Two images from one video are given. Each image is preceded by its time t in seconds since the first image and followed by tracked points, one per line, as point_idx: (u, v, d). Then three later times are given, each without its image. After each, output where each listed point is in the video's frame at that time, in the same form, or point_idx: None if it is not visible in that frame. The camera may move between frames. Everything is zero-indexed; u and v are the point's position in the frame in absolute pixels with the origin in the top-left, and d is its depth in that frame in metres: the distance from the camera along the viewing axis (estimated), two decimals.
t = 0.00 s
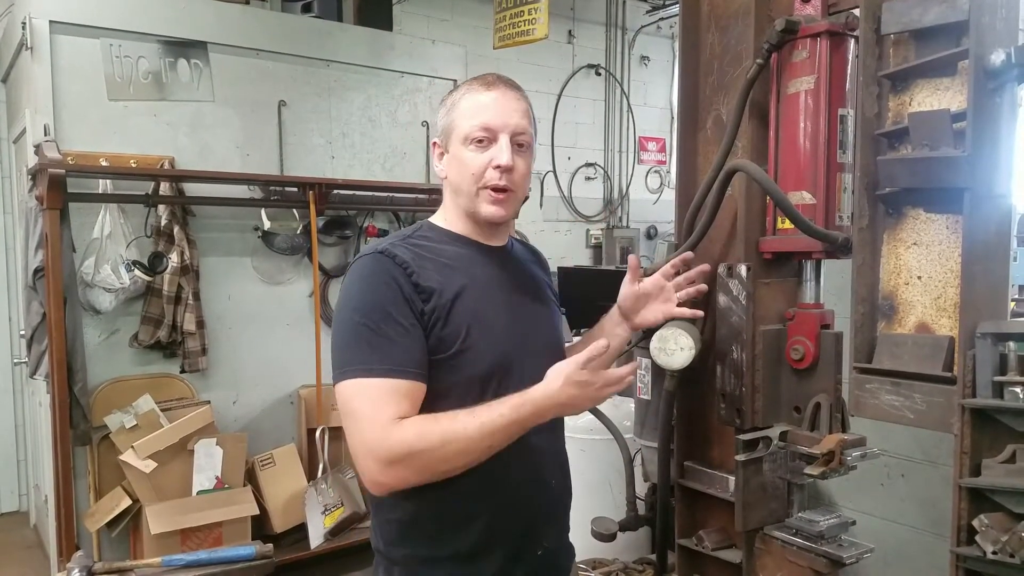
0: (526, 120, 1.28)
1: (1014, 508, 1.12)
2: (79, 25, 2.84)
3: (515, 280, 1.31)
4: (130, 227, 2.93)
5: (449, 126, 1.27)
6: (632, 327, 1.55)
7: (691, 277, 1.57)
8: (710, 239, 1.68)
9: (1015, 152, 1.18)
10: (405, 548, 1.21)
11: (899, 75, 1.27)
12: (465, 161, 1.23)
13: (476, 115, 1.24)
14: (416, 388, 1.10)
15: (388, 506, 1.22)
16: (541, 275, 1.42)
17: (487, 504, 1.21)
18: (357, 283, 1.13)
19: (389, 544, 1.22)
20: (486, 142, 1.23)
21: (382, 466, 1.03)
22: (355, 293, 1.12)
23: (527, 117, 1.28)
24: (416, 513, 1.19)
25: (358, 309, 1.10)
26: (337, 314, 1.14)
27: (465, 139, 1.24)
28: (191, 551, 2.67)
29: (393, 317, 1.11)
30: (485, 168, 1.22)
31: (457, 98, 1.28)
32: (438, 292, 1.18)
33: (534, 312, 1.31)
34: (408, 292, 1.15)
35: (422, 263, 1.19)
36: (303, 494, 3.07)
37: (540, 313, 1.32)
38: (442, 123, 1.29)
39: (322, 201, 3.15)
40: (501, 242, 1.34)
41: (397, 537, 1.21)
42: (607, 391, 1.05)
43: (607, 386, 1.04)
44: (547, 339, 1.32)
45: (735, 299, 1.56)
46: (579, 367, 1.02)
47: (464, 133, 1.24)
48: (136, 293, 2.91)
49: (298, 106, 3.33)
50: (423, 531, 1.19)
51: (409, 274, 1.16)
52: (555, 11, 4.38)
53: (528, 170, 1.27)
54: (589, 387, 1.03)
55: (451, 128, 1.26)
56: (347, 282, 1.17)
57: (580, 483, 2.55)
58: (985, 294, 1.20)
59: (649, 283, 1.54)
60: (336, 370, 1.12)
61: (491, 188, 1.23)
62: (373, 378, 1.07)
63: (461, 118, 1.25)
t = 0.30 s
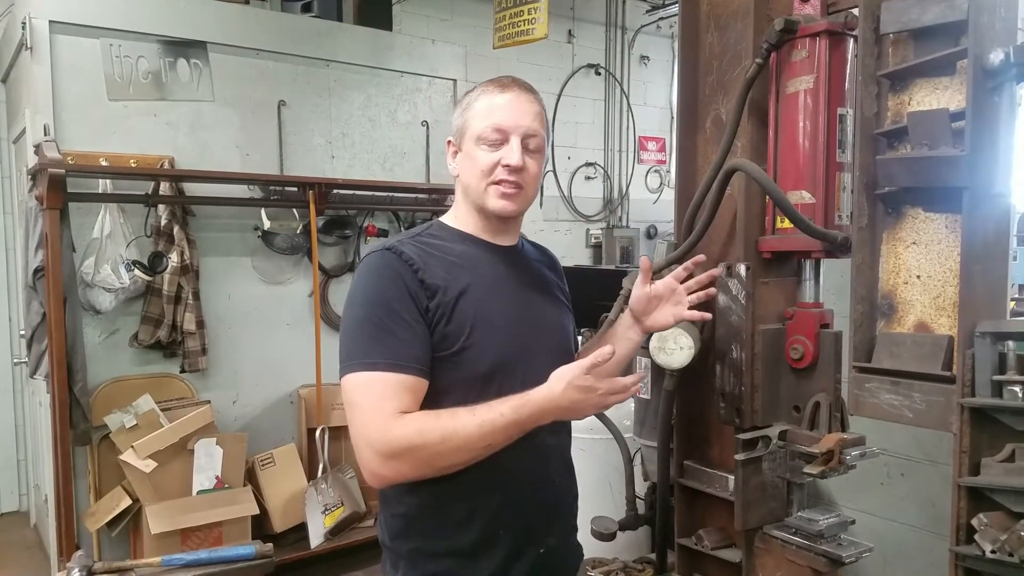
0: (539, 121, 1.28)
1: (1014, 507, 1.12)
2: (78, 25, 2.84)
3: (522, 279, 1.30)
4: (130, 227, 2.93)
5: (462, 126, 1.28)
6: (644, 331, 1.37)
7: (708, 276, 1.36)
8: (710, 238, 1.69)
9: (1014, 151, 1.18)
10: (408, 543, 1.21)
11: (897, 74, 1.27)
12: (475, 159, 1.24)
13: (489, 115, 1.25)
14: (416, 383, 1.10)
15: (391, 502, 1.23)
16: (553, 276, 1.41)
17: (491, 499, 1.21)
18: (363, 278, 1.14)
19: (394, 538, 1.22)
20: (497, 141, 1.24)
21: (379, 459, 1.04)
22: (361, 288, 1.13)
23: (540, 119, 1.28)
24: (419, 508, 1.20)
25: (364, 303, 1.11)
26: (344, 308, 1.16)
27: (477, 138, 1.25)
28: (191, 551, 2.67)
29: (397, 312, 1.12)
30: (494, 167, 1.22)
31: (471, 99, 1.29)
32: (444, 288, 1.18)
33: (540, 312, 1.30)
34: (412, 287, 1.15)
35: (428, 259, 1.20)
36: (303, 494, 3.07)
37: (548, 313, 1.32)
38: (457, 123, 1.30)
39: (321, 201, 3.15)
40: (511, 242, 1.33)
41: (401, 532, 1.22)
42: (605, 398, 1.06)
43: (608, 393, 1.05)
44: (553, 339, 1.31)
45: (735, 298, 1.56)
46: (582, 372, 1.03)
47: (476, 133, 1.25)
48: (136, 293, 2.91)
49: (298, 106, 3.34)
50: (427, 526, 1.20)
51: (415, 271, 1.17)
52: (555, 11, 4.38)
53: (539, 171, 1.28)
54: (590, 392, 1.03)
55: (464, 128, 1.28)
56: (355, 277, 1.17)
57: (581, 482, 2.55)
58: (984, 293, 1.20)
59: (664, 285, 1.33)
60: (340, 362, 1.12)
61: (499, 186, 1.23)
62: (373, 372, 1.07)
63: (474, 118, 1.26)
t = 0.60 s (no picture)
0: (534, 122, 1.28)
1: (1013, 506, 1.12)
2: (77, 25, 2.84)
3: (522, 278, 1.30)
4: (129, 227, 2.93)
5: (458, 128, 1.29)
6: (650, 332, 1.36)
7: (715, 274, 1.33)
8: (710, 237, 1.69)
9: (1013, 150, 1.18)
10: (410, 541, 1.22)
11: (896, 73, 1.27)
12: (470, 161, 1.25)
13: (483, 117, 1.25)
14: (414, 383, 1.10)
15: (394, 499, 1.23)
16: (554, 275, 1.41)
17: (494, 496, 1.21)
18: (362, 281, 1.15)
19: (398, 535, 1.23)
20: (492, 142, 1.24)
21: (378, 456, 1.04)
22: (361, 290, 1.14)
23: (536, 119, 1.28)
24: (421, 506, 1.20)
25: (363, 305, 1.12)
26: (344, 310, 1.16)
27: (472, 140, 1.25)
28: (191, 551, 2.68)
29: (395, 313, 1.12)
30: (489, 167, 1.22)
31: (467, 101, 1.30)
32: (442, 288, 1.18)
33: (541, 310, 1.30)
34: (409, 288, 1.15)
35: (426, 261, 1.20)
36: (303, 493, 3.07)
37: (549, 312, 1.31)
38: (454, 126, 1.31)
39: (321, 201, 3.15)
40: (511, 243, 1.33)
41: (404, 529, 1.22)
42: (603, 398, 1.05)
43: (605, 392, 1.05)
44: (554, 337, 1.31)
45: (733, 297, 1.56)
46: (579, 371, 1.03)
47: (471, 134, 1.25)
48: (135, 293, 2.91)
49: (297, 106, 3.34)
50: (430, 523, 1.20)
51: (413, 272, 1.17)
52: (554, 10, 4.38)
53: (535, 171, 1.27)
54: (587, 390, 1.03)
55: (460, 130, 1.28)
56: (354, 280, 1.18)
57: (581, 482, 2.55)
58: (983, 292, 1.20)
59: (670, 283, 1.31)
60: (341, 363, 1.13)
61: (494, 187, 1.24)
62: (373, 371, 1.07)
63: (469, 119, 1.27)
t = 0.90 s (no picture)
0: (533, 124, 1.28)
1: (1012, 506, 1.12)
2: (78, 25, 2.84)
3: (522, 278, 1.30)
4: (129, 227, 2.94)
5: (459, 128, 1.29)
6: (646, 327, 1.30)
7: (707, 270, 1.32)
8: (709, 238, 1.69)
9: (1012, 150, 1.18)
10: (411, 539, 1.22)
11: (896, 73, 1.27)
12: (469, 161, 1.25)
13: (483, 118, 1.26)
14: (416, 381, 1.10)
15: (396, 497, 1.24)
16: (554, 274, 1.41)
17: (495, 495, 1.21)
18: (363, 281, 1.15)
19: (399, 533, 1.23)
20: (492, 143, 1.24)
21: (381, 454, 1.04)
22: (361, 291, 1.14)
23: (536, 121, 1.29)
24: (422, 505, 1.20)
25: (364, 305, 1.12)
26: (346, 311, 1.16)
27: (471, 141, 1.25)
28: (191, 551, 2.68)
29: (396, 313, 1.12)
30: (488, 168, 1.23)
31: (468, 102, 1.30)
32: (442, 288, 1.18)
33: (540, 310, 1.30)
34: (410, 288, 1.15)
35: (426, 261, 1.20)
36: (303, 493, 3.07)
37: (548, 311, 1.31)
38: (454, 127, 1.31)
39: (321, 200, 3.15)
40: (511, 243, 1.33)
41: (405, 527, 1.22)
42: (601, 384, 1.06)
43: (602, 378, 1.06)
44: (554, 337, 1.31)
45: (733, 297, 1.56)
46: (574, 356, 1.04)
47: (471, 135, 1.26)
48: (135, 293, 2.91)
49: (297, 105, 3.34)
50: (431, 521, 1.20)
51: (413, 272, 1.17)
52: (554, 10, 4.38)
53: (534, 172, 1.27)
54: (585, 376, 1.04)
55: (460, 130, 1.29)
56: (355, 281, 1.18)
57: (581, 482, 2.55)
58: (982, 292, 1.20)
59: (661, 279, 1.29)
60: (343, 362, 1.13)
61: (493, 188, 1.24)
62: (376, 369, 1.08)
63: (469, 120, 1.27)
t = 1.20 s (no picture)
0: (539, 124, 1.28)
1: (1013, 505, 1.12)
2: (77, 24, 2.84)
3: (524, 276, 1.30)
4: (129, 226, 2.93)
5: (465, 126, 1.29)
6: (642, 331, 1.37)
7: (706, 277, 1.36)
8: (710, 237, 1.69)
9: (1013, 149, 1.18)
10: (411, 538, 1.22)
11: (896, 72, 1.27)
12: (474, 160, 1.25)
13: (489, 116, 1.25)
14: (420, 378, 1.10)
15: (396, 494, 1.23)
16: (553, 274, 1.42)
17: (496, 490, 1.21)
18: (367, 278, 1.15)
19: (399, 530, 1.23)
20: (497, 142, 1.24)
21: (384, 452, 1.04)
22: (365, 287, 1.14)
23: (541, 121, 1.29)
24: (422, 503, 1.20)
25: (369, 302, 1.12)
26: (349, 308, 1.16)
27: (476, 138, 1.25)
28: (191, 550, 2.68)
29: (401, 310, 1.12)
30: (493, 167, 1.23)
31: (474, 100, 1.30)
32: (447, 285, 1.18)
33: (541, 308, 1.30)
34: (415, 285, 1.15)
35: (430, 258, 1.20)
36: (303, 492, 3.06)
37: (550, 310, 1.32)
38: (459, 124, 1.31)
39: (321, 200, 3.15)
40: (512, 242, 1.33)
41: (405, 525, 1.22)
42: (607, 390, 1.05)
43: (607, 384, 1.04)
44: (555, 336, 1.31)
45: (733, 296, 1.56)
46: (581, 363, 1.02)
47: (476, 133, 1.26)
48: (135, 292, 2.91)
49: (297, 105, 3.33)
50: (432, 519, 1.20)
51: (417, 269, 1.17)
52: (554, 9, 4.37)
53: (538, 173, 1.28)
54: (589, 380, 1.02)
55: (466, 129, 1.29)
56: (358, 277, 1.18)
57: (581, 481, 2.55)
58: (983, 291, 1.20)
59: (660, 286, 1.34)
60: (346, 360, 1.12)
61: (497, 187, 1.24)
62: (380, 366, 1.07)
63: (475, 118, 1.27)
